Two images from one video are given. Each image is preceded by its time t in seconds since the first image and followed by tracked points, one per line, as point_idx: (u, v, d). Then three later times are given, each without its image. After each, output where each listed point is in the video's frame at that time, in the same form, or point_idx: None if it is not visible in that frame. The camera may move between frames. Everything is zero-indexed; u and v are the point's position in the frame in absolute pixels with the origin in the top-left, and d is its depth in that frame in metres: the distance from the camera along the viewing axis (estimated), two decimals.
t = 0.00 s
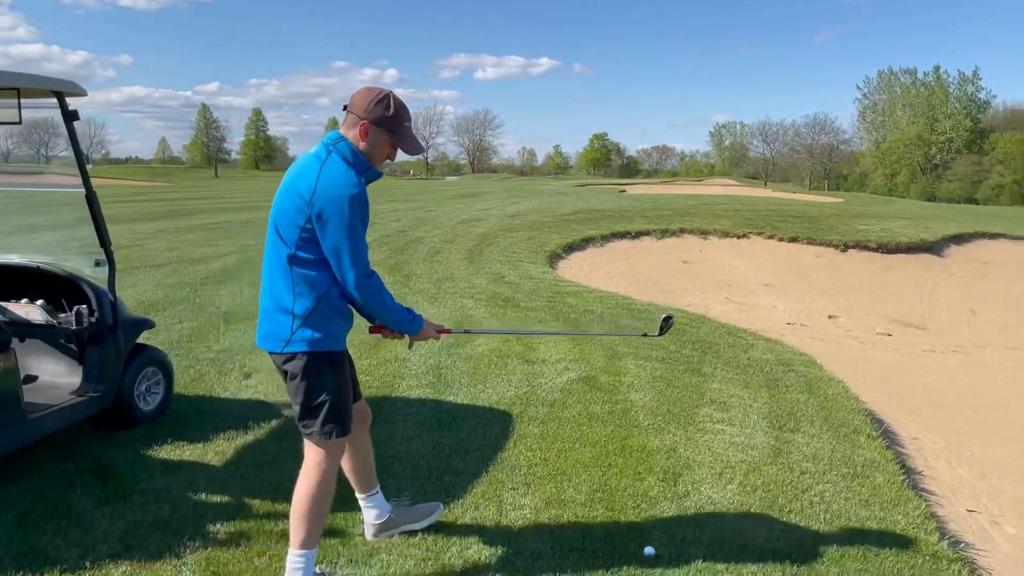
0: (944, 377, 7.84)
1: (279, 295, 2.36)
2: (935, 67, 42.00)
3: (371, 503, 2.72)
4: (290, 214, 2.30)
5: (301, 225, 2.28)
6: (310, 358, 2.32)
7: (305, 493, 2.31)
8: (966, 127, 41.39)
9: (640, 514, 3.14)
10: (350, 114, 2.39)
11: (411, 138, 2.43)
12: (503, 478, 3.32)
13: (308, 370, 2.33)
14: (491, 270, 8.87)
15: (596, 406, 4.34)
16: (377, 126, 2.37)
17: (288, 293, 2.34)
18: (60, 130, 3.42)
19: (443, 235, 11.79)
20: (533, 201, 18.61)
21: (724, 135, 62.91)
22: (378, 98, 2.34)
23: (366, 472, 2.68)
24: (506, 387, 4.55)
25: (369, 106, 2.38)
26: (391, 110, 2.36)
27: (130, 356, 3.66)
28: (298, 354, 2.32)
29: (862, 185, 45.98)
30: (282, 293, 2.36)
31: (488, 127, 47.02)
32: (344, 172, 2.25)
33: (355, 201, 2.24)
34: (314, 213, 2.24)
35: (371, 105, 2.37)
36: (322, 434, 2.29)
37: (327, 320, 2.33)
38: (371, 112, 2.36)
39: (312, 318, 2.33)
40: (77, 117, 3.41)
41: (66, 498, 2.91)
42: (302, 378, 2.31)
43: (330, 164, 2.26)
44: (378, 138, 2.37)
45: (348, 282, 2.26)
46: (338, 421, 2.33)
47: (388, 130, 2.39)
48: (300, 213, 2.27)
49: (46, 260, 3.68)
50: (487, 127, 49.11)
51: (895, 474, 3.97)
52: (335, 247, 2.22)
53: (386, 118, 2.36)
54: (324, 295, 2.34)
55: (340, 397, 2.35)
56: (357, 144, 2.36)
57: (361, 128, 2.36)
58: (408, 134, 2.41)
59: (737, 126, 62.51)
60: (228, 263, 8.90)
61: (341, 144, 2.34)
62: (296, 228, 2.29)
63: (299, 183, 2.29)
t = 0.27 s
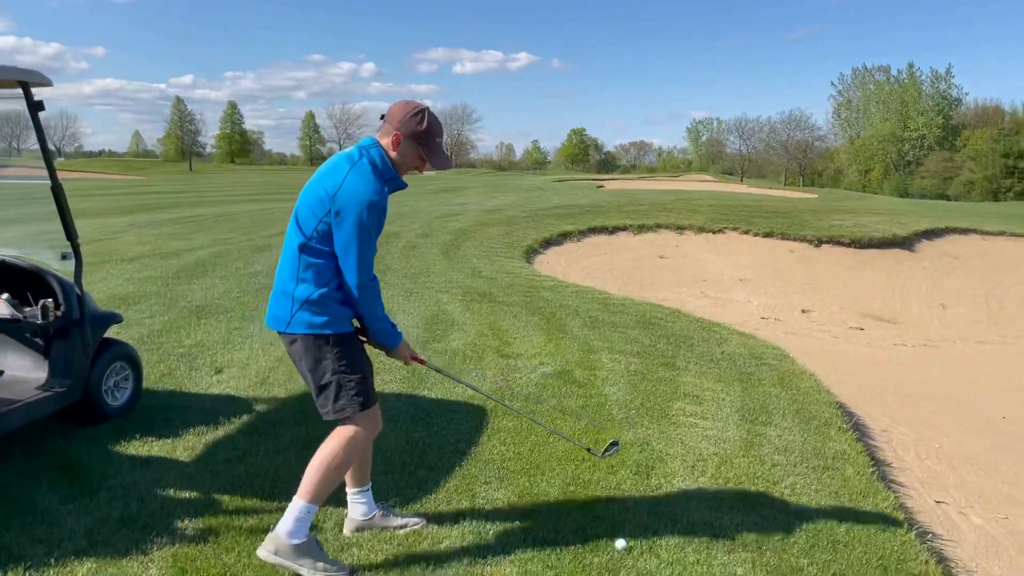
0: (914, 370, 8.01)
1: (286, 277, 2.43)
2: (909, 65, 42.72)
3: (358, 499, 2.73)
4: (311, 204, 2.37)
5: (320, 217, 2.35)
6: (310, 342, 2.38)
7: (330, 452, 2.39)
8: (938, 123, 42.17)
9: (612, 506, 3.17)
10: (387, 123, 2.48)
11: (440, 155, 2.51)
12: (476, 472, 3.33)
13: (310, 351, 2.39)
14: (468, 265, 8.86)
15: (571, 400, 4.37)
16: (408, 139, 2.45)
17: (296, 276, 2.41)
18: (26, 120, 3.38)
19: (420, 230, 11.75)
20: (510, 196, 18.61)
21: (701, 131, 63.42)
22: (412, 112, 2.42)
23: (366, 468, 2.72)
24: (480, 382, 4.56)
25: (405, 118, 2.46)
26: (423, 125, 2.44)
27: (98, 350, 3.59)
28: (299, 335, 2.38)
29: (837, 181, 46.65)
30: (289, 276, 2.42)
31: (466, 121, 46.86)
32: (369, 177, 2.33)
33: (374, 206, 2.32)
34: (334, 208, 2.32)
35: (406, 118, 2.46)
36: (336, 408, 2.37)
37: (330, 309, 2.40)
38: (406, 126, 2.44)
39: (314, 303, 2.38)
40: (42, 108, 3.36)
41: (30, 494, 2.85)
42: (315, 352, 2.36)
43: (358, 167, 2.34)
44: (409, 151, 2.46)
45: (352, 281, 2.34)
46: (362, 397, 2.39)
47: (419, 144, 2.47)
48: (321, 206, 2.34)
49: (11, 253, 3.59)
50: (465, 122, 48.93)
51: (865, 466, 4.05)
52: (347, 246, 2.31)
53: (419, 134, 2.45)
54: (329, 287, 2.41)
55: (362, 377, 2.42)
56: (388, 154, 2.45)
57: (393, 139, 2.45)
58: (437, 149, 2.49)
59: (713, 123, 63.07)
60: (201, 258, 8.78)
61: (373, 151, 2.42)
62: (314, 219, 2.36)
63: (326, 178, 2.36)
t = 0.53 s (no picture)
0: (888, 368, 8.16)
1: (280, 268, 2.43)
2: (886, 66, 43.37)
3: (336, 501, 2.74)
4: (314, 201, 2.37)
5: (321, 215, 2.35)
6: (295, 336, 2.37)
7: (314, 457, 2.39)
8: (914, 124, 42.85)
9: (588, 504, 3.20)
10: (396, 131, 2.47)
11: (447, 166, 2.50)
12: (452, 472, 3.34)
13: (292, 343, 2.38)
14: (447, 265, 8.86)
15: (548, 399, 4.40)
16: (415, 148, 2.44)
17: (290, 269, 2.41)
18: None
19: (399, 230, 11.72)
20: (491, 196, 18.63)
21: (681, 131, 63.92)
22: (420, 122, 2.40)
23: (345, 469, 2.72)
24: (458, 382, 4.57)
25: (414, 127, 2.45)
26: (431, 135, 2.42)
27: (70, 352, 3.54)
28: (285, 327, 2.38)
29: (815, 181, 47.24)
30: (284, 268, 2.42)
31: (447, 121, 46.78)
32: (375, 183, 2.34)
33: (376, 212, 2.33)
34: (336, 209, 2.32)
35: (413, 127, 2.44)
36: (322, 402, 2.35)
37: (319, 306, 2.39)
38: (414, 135, 2.43)
39: (304, 298, 2.38)
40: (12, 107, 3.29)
41: None
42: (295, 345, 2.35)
43: (366, 172, 2.35)
44: (415, 161, 2.46)
45: (346, 283, 2.34)
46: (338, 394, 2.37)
47: (426, 154, 2.46)
48: (323, 205, 2.34)
49: None
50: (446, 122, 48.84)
51: (838, 464, 4.12)
52: (344, 248, 2.31)
53: (426, 144, 2.43)
54: (322, 284, 2.41)
55: (341, 375, 2.40)
56: (395, 161, 2.44)
57: (400, 148, 2.44)
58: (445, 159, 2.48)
59: (694, 123, 63.61)
60: (177, 258, 8.70)
61: (381, 157, 2.42)
62: (315, 216, 2.36)
63: (332, 178, 2.37)
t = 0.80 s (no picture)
0: (871, 372, 8.24)
1: (266, 277, 2.41)
2: (870, 73, 43.87)
3: (316, 508, 2.75)
4: (304, 213, 2.37)
5: (313, 227, 2.35)
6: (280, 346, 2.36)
7: (285, 471, 2.40)
8: (898, 130, 43.38)
9: (571, 510, 3.22)
10: (387, 144, 2.47)
11: (437, 180, 2.50)
12: (435, 479, 3.35)
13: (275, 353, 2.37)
14: (433, 272, 8.86)
15: (532, 406, 4.42)
16: (405, 161, 2.45)
17: (276, 279, 2.39)
18: None
19: (386, 237, 11.71)
20: (477, 203, 18.64)
21: (667, 137, 64.30)
22: (410, 135, 2.42)
23: (322, 477, 2.72)
24: (442, 389, 4.58)
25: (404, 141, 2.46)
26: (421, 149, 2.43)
27: (50, 361, 3.53)
28: (269, 336, 2.36)
29: (801, 187, 47.67)
30: (270, 277, 2.41)
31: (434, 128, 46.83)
32: (368, 198, 2.36)
33: (369, 227, 2.35)
34: (329, 222, 2.33)
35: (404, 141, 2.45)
36: (295, 417, 2.35)
37: (306, 317, 2.39)
38: (404, 148, 2.43)
39: (291, 309, 2.37)
40: None
41: None
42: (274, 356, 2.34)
43: (359, 187, 2.36)
44: (405, 174, 2.46)
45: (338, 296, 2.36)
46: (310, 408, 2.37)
47: (416, 167, 2.46)
48: (315, 217, 2.35)
49: None
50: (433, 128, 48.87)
51: (821, 468, 4.16)
52: (337, 261, 2.33)
53: (417, 159, 2.44)
54: (310, 296, 2.41)
55: (316, 389, 2.40)
56: (387, 175, 2.44)
57: (391, 160, 2.45)
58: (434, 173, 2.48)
59: (680, 129, 64.03)
60: (161, 267, 8.65)
61: (373, 170, 2.42)
62: (306, 228, 2.36)
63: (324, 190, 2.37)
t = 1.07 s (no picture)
0: (858, 383, 8.29)
1: (241, 296, 2.42)
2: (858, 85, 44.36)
3: (296, 525, 2.74)
4: (279, 232, 2.39)
5: (289, 246, 2.37)
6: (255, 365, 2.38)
7: (263, 490, 2.41)
8: (887, 142, 43.80)
9: (553, 525, 3.23)
10: (362, 163, 2.49)
11: (414, 198, 2.53)
12: (418, 494, 3.35)
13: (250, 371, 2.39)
14: (422, 285, 8.88)
15: (517, 419, 4.43)
16: (381, 179, 2.47)
17: (251, 298, 2.41)
18: None
19: (375, 251, 11.73)
20: (468, 215, 18.70)
21: (657, 149, 64.73)
22: (386, 153, 2.45)
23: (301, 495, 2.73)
24: (427, 403, 4.58)
25: (380, 159, 2.48)
26: (397, 167, 2.46)
27: (30, 378, 3.51)
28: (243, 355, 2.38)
29: (791, 198, 48.04)
30: (244, 296, 2.42)
31: (426, 141, 47.00)
32: (343, 218, 2.39)
33: (345, 246, 2.39)
34: (304, 242, 2.36)
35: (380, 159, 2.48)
36: (269, 437, 2.37)
37: (282, 335, 2.41)
38: (380, 167, 2.46)
39: (267, 328, 2.39)
40: None
41: None
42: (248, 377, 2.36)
43: (334, 207, 2.39)
44: (382, 193, 2.48)
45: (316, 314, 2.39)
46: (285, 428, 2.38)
47: (392, 186, 2.49)
48: (290, 237, 2.37)
49: None
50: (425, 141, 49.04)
51: (804, 479, 4.18)
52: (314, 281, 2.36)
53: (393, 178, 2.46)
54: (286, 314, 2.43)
55: (291, 408, 2.41)
56: (362, 194, 2.47)
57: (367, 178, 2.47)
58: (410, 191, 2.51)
59: (671, 141, 64.49)
60: (149, 282, 8.63)
61: (348, 190, 2.45)
62: (281, 247, 2.38)
63: (298, 210, 2.40)
